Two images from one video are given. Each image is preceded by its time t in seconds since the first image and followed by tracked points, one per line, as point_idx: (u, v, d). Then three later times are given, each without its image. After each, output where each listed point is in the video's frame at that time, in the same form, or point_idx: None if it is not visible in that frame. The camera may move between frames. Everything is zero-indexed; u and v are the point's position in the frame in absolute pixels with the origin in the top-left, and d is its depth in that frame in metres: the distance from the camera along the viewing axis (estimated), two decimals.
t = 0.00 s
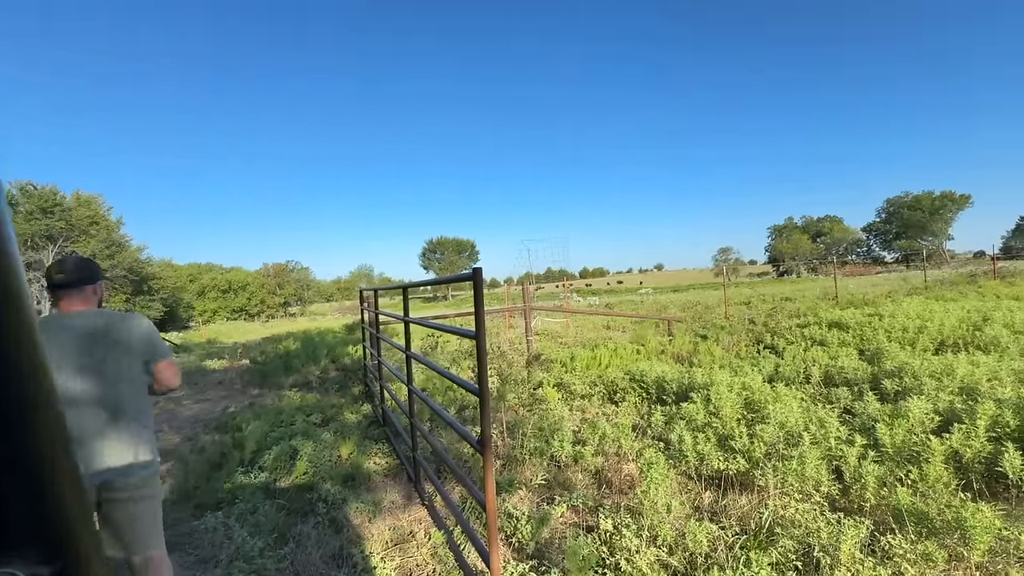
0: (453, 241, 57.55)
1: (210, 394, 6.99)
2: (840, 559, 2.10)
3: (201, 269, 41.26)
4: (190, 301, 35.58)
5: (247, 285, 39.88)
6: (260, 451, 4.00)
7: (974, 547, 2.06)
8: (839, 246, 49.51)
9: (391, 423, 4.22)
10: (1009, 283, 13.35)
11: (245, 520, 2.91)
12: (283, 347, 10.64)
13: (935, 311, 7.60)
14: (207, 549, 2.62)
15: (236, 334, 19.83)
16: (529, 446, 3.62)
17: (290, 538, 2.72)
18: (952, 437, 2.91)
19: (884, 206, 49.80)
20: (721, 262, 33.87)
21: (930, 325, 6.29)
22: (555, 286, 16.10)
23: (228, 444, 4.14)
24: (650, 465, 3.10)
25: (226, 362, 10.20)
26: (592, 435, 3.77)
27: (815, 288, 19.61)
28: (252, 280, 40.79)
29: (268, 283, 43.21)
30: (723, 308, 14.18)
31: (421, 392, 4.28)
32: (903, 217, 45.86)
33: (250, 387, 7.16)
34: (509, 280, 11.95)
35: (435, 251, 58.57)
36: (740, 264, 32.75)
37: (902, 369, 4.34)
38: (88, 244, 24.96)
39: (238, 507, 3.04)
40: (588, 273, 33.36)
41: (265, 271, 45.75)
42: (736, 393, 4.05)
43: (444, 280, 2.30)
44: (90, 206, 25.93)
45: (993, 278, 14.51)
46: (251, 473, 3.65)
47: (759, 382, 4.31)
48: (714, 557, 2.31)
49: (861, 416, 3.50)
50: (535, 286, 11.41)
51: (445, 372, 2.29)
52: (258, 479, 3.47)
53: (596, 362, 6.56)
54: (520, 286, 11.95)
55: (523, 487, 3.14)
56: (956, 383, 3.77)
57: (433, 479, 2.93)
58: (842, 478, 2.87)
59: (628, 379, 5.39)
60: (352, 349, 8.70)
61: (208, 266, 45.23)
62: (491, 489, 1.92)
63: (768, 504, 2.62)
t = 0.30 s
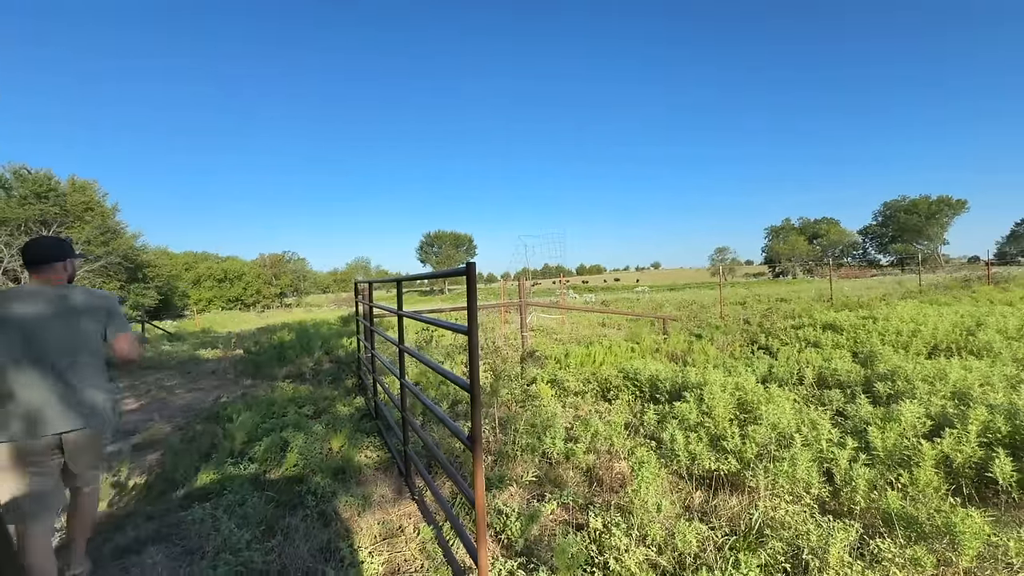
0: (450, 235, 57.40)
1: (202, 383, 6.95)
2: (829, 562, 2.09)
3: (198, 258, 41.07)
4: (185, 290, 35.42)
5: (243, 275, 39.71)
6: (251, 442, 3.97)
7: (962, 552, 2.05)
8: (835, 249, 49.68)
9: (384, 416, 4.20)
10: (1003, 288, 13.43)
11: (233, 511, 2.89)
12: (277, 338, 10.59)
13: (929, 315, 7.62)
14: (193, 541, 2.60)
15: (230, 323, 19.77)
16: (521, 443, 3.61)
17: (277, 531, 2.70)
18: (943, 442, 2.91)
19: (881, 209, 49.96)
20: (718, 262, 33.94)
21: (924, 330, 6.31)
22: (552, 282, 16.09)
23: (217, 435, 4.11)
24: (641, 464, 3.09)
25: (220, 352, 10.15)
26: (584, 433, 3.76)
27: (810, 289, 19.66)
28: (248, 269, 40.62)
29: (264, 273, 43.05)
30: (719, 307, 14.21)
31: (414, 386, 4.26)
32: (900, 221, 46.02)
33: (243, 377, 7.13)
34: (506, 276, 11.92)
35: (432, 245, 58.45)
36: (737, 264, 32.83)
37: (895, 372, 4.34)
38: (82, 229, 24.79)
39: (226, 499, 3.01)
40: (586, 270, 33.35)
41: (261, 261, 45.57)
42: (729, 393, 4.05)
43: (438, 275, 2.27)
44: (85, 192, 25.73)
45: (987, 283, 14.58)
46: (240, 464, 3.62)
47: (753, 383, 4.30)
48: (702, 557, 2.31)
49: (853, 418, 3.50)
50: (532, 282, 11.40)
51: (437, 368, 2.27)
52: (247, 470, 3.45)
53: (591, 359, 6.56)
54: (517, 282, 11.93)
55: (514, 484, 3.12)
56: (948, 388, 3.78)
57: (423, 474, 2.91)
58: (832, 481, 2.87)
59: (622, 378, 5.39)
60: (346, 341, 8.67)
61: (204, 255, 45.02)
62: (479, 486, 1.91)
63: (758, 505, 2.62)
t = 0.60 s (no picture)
0: (465, 225, 57.39)
1: (217, 363, 7.07)
2: (844, 569, 2.02)
3: (217, 241, 41.81)
4: (204, 272, 36.13)
5: (260, 259, 40.34)
6: (261, 422, 4.00)
7: (987, 565, 1.96)
8: (857, 251, 48.57)
9: (393, 402, 4.20)
10: None
11: (241, 489, 2.90)
12: (292, 322, 10.73)
13: (956, 321, 7.38)
14: (202, 517, 2.62)
15: (247, 306, 20.08)
16: (530, 434, 3.58)
17: (284, 510, 2.70)
18: (970, 452, 2.80)
19: (907, 212, 48.63)
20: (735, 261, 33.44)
21: (950, 335, 6.10)
22: (566, 276, 15.99)
23: (229, 414, 4.15)
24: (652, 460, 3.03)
25: (236, 333, 10.33)
26: (594, 427, 3.72)
27: (830, 291, 19.25)
28: (266, 253, 41.19)
29: (281, 258, 43.68)
30: (735, 306, 13.99)
31: (424, 373, 4.25)
32: (926, 224, 44.76)
33: (257, 358, 7.22)
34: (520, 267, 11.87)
35: (447, 235, 58.68)
36: (755, 264, 32.31)
37: (918, 378, 4.20)
38: (107, 209, 25.35)
39: (235, 476, 3.03)
40: (600, 264, 33.11)
41: (279, 246, 46.24)
42: (744, 392, 3.96)
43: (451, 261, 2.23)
44: (111, 172, 26.30)
45: (1016, 292, 14.12)
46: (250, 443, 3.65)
47: (768, 383, 4.20)
48: (712, 557, 2.25)
49: (874, 423, 3.39)
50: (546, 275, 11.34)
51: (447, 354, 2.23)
52: (257, 450, 3.47)
53: (603, 353, 6.50)
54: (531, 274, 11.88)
55: (521, 475, 3.09)
56: (975, 396, 3.64)
57: (430, 461, 2.89)
58: (850, 486, 2.78)
59: (635, 373, 5.31)
60: (359, 326, 8.72)
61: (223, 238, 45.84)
62: (486, 476, 1.87)
63: (772, 508, 2.54)
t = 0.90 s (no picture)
0: (501, 219, 57.46)
1: (258, 345, 7.33)
2: None
3: (263, 228, 43.53)
4: (250, 258, 37.69)
5: (303, 247, 41.76)
6: (295, 403, 4.10)
7: None
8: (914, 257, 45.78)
9: (423, 391, 4.21)
10: None
11: (272, 468, 2.97)
12: (329, 308, 11.04)
13: None
14: (234, 493, 2.69)
15: (288, 291, 20.79)
16: (558, 430, 3.51)
17: (312, 492, 2.74)
18: None
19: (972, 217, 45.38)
20: (780, 263, 32.08)
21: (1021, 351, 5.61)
22: (601, 272, 15.74)
23: (265, 393, 4.28)
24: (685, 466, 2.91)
25: (277, 316, 10.71)
26: (625, 427, 3.61)
27: (883, 299, 18.20)
28: (308, 241, 42.55)
29: (322, 245, 45.05)
30: (778, 310, 13.42)
31: (454, 363, 4.24)
32: (993, 231, 41.68)
33: (294, 342, 7.43)
34: (554, 262, 11.77)
35: (483, 228, 58.98)
36: (800, 268, 30.93)
37: (984, 395, 3.87)
38: (163, 194, 26.77)
39: (268, 455, 3.11)
40: (636, 262, 32.49)
41: (320, 234, 47.68)
42: (786, 400, 3.76)
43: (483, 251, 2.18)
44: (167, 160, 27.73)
45: None
46: (283, 423, 3.74)
47: (813, 391, 3.97)
48: (746, 572, 2.13)
49: (931, 441, 3.14)
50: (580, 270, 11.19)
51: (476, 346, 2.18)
52: (289, 430, 3.55)
53: (636, 352, 6.35)
54: (565, 269, 11.76)
55: (547, 472, 3.03)
56: None
57: (456, 452, 2.87)
58: (903, 507, 2.58)
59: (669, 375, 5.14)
60: (393, 315, 8.85)
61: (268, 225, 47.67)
62: (511, 472, 1.82)
63: (814, 524, 2.38)
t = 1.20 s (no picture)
0: (561, 219, 56.89)
1: (324, 335, 7.62)
2: None
3: (334, 225, 45.94)
4: (321, 253, 39.89)
5: (369, 243, 43.63)
6: (355, 394, 4.16)
7: None
8: None
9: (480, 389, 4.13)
10: None
11: (331, 457, 2.99)
12: (391, 302, 11.36)
13: None
14: (294, 479, 2.72)
15: (355, 285, 21.69)
16: (620, 440, 3.30)
17: (367, 484, 2.72)
18: None
19: None
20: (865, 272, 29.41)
21: None
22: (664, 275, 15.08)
23: (328, 383, 4.38)
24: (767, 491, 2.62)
25: (343, 309, 11.16)
26: (694, 441, 3.34)
27: (992, 315, 16.13)
28: (374, 238, 44.37)
29: (387, 243, 46.86)
30: (865, 322, 12.24)
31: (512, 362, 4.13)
32: None
33: (358, 334, 7.66)
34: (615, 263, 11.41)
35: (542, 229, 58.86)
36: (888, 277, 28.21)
37: None
38: (247, 192, 28.91)
39: (327, 444, 3.14)
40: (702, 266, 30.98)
41: (386, 231, 49.62)
42: (885, 422, 3.31)
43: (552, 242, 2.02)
44: (252, 160, 29.90)
45: None
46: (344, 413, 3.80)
47: (918, 415, 3.49)
48: None
49: None
50: (643, 273, 10.76)
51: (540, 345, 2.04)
52: (349, 420, 3.59)
53: (704, 360, 5.95)
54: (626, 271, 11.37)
55: (609, 484, 2.82)
56: None
57: (512, 455, 2.74)
58: None
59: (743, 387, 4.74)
60: (452, 311, 8.92)
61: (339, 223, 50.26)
62: (575, 483, 1.66)
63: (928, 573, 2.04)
